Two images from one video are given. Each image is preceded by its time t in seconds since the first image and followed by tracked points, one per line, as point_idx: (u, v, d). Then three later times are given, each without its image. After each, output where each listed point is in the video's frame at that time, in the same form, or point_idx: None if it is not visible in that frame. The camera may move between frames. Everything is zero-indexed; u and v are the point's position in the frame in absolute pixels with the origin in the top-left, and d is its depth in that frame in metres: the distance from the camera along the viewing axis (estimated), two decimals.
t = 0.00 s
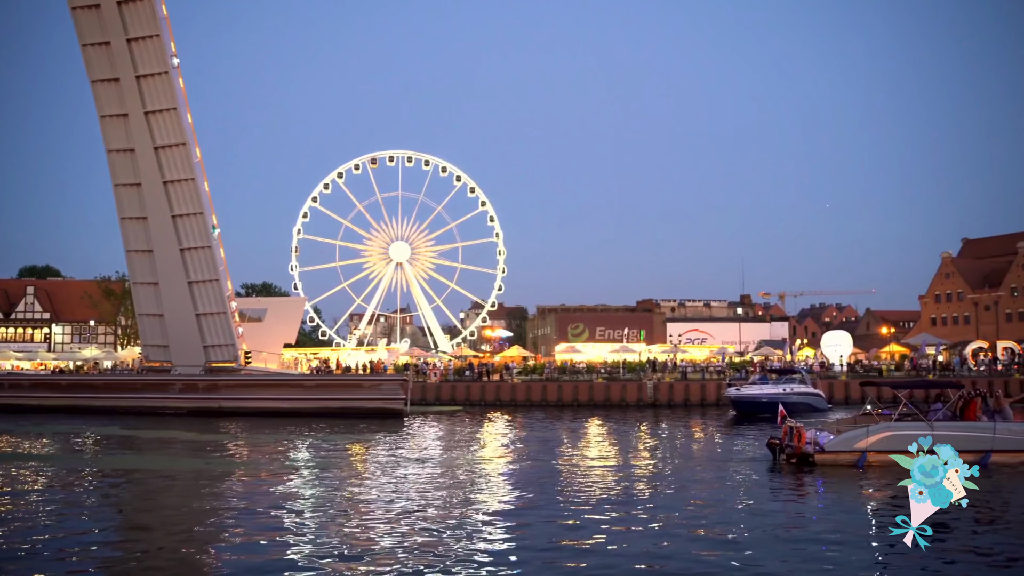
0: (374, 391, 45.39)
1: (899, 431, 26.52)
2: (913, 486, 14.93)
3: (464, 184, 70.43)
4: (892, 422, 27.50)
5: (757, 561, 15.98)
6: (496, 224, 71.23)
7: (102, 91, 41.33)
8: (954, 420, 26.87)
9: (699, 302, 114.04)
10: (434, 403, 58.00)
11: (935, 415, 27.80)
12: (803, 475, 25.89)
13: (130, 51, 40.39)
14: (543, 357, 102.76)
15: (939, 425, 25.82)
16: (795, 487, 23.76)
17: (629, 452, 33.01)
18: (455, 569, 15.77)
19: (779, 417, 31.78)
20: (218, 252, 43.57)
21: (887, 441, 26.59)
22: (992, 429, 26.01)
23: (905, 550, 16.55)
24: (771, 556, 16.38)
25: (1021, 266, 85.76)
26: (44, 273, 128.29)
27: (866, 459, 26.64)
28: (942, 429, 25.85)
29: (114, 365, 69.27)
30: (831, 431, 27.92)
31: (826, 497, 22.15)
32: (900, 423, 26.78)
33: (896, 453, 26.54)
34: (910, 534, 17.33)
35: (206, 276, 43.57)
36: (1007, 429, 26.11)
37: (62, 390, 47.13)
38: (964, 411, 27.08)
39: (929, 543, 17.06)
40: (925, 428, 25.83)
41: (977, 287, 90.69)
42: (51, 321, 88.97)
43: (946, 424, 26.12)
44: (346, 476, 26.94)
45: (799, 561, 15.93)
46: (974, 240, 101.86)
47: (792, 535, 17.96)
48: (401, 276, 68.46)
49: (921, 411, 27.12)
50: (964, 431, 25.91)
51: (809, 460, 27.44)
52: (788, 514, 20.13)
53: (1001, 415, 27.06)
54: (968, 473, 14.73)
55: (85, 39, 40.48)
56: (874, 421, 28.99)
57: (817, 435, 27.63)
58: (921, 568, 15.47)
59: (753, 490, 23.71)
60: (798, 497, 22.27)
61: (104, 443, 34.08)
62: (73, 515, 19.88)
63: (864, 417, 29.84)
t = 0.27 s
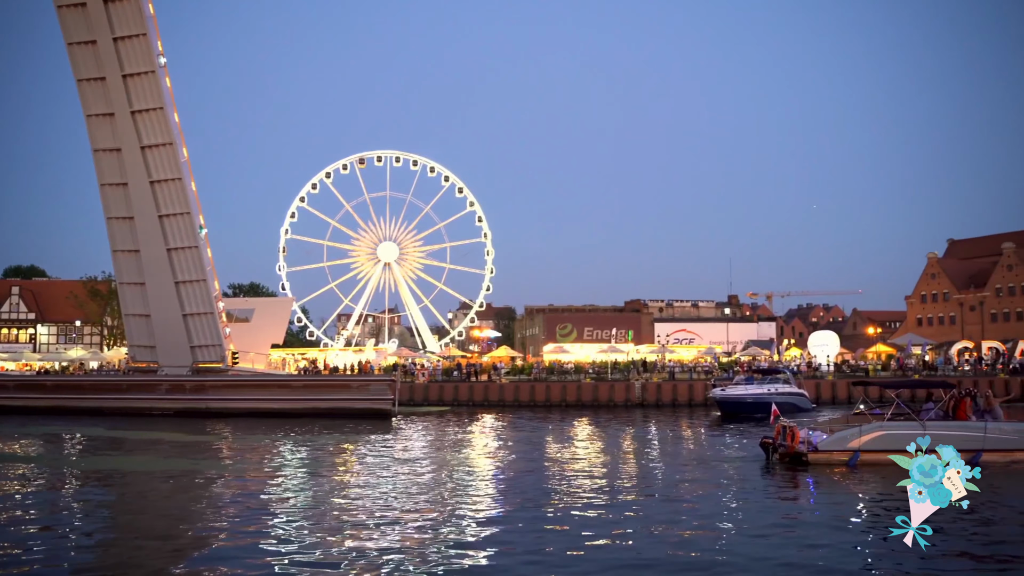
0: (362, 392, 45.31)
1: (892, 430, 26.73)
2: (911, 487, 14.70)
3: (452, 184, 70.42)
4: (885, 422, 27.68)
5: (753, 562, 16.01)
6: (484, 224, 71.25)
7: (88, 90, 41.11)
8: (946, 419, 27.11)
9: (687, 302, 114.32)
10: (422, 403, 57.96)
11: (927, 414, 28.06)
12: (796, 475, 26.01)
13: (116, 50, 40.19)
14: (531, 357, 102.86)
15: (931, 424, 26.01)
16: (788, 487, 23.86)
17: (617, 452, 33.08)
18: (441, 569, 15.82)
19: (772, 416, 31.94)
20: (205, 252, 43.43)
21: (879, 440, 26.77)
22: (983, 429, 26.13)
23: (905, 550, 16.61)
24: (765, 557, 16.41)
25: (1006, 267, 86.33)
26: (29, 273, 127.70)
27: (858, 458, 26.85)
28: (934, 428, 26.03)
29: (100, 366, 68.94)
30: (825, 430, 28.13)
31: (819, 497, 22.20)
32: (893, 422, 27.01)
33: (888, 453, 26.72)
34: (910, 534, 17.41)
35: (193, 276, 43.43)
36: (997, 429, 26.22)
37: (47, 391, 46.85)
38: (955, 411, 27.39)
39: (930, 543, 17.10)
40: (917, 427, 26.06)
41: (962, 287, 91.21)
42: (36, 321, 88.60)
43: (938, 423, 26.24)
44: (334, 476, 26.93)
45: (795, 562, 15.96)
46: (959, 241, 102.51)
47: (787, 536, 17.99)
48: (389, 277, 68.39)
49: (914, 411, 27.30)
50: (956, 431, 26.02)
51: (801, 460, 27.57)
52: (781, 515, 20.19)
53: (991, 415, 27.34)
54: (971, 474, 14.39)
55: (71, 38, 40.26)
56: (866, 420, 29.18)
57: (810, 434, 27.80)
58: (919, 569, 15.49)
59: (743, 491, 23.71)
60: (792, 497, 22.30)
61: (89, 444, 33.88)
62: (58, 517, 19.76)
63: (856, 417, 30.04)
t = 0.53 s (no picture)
0: (350, 392, 45.22)
1: (885, 430, 26.81)
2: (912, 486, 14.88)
3: (440, 184, 70.35)
4: (877, 420, 27.79)
5: (751, 562, 16.02)
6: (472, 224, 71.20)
7: (74, 89, 40.87)
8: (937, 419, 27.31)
9: (675, 302, 114.53)
10: (410, 403, 57.90)
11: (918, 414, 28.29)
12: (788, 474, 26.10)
13: (102, 49, 39.98)
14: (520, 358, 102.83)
15: (923, 424, 26.07)
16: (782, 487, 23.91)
17: (605, 452, 33.10)
18: (429, 569, 15.82)
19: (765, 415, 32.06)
20: (192, 252, 43.26)
21: (872, 439, 26.90)
22: (975, 428, 26.24)
23: (902, 550, 16.60)
24: (763, 557, 16.41)
25: (991, 268, 86.83)
26: (14, 273, 126.85)
27: (851, 458, 26.98)
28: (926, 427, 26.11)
29: (86, 366, 68.54)
30: (818, 430, 28.26)
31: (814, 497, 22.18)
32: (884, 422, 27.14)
33: (879, 452, 26.83)
34: (909, 533, 17.39)
35: (180, 276, 43.25)
36: (989, 428, 26.32)
37: (33, 392, 46.53)
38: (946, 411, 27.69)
39: (929, 544, 17.08)
40: (909, 426, 26.14)
41: (948, 288, 91.69)
42: (22, 321, 88.01)
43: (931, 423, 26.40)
44: (322, 477, 26.86)
45: (793, 562, 15.95)
46: (945, 242, 103.12)
47: (784, 536, 17.99)
48: (377, 277, 68.25)
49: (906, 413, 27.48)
50: (949, 431, 26.15)
51: (795, 459, 27.67)
52: (776, 514, 20.22)
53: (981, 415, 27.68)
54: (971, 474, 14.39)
55: (56, 36, 40.02)
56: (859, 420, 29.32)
57: (803, 434, 27.95)
58: (919, 569, 15.49)
59: (735, 491, 23.70)
60: (788, 497, 22.29)
61: (75, 445, 33.67)
62: (44, 519, 19.59)
63: (847, 417, 30.21)
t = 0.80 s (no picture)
0: (336, 393, 45.09)
1: (877, 430, 27.02)
2: (912, 487, 15.05)
3: (427, 185, 70.29)
4: (869, 420, 27.99)
5: (747, 563, 16.07)
6: (459, 225, 71.15)
7: (57, 88, 40.60)
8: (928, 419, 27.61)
9: (661, 303, 114.78)
10: (396, 404, 57.81)
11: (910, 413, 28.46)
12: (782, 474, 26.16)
13: (86, 48, 39.74)
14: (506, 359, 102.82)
15: (915, 424, 26.54)
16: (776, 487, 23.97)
17: (593, 453, 33.15)
18: (417, 571, 15.79)
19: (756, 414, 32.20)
20: (177, 252, 43.07)
21: (865, 439, 27.02)
22: (964, 428, 26.50)
23: (905, 551, 16.69)
24: (759, 558, 16.46)
25: (974, 269, 87.42)
26: None
27: (844, 457, 27.11)
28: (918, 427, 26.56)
29: (69, 367, 68.10)
30: (810, 430, 28.37)
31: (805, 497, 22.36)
32: (876, 422, 27.35)
33: (873, 452, 26.99)
34: (910, 534, 17.46)
35: (164, 277, 43.01)
36: (979, 428, 26.57)
37: (16, 394, 46.18)
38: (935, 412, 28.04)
39: (929, 543, 17.19)
40: (901, 426, 26.64)
41: (932, 289, 92.25)
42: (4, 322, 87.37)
43: (922, 423, 26.61)
44: (309, 479, 26.74)
45: (790, 563, 16.02)
46: (929, 243, 103.78)
47: (779, 536, 18.06)
48: (363, 278, 68.09)
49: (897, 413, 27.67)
50: (939, 430, 26.38)
51: (787, 460, 27.74)
52: (769, 514, 20.30)
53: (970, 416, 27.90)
54: (970, 474, 14.62)
55: (40, 35, 39.74)
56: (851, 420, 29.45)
57: (796, 435, 28.05)
58: (916, 569, 15.57)
59: (725, 491, 23.81)
60: (780, 497, 22.44)
61: (59, 446, 33.46)
62: (28, 522, 19.44)
63: (839, 417, 30.30)
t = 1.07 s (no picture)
0: (323, 394, 44.98)
1: (870, 430, 27.18)
2: (912, 486, 14.97)
3: (415, 186, 70.21)
4: (861, 421, 28.15)
5: (744, 563, 16.06)
6: (447, 226, 71.07)
7: (43, 87, 40.36)
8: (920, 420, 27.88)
9: (649, 304, 114.95)
10: (384, 405, 57.69)
11: (902, 414, 28.79)
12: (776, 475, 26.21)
13: (73, 47, 39.52)
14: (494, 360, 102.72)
15: (907, 424, 26.83)
16: (769, 488, 24.02)
17: (583, 454, 33.13)
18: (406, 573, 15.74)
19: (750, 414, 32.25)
20: (164, 253, 42.90)
21: (858, 439, 27.15)
22: (956, 429, 26.62)
23: (904, 550, 16.75)
24: (756, 558, 16.47)
25: (960, 271, 87.91)
26: None
27: (837, 457, 27.21)
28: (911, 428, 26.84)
29: (54, 369, 67.65)
30: (803, 431, 28.45)
31: (798, 497, 22.44)
32: (869, 422, 27.53)
33: (865, 452, 27.12)
34: (909, 534, 17.54)
35: (151, 277, 42.83)
36: (971, 428, 26.71)
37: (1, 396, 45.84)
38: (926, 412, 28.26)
39: (929, 543, 17.21)
40: (893, 426, 26.91)
41: (918, 290, 92.68)
42: None
43: (914, 424, 26.79)
44: (296, 480, 26.68)
45: (787, 563, 16.03)
46: (915, 244, 104.29)
47: (775, 537, 18.06)
48: (351, 279, 67.94)
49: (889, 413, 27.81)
50: (931, 431, 26.52)
51: (781, 460, 27.82)
52: (764, 515, 20.31)
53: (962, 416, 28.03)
54: (971, 474, 14.58)
55: (25, 34, 39.48)
56: (843, 421, 29.58)
57: (790, 436, 28.11)
58: (914, 569, 15.61)
59: (717, 492, 23.84)
60: (773, 497, 22.53)
61: (45, 448, 33.22)
62: (14, 524, 19.26)
63: (831, 417, 30.43)
